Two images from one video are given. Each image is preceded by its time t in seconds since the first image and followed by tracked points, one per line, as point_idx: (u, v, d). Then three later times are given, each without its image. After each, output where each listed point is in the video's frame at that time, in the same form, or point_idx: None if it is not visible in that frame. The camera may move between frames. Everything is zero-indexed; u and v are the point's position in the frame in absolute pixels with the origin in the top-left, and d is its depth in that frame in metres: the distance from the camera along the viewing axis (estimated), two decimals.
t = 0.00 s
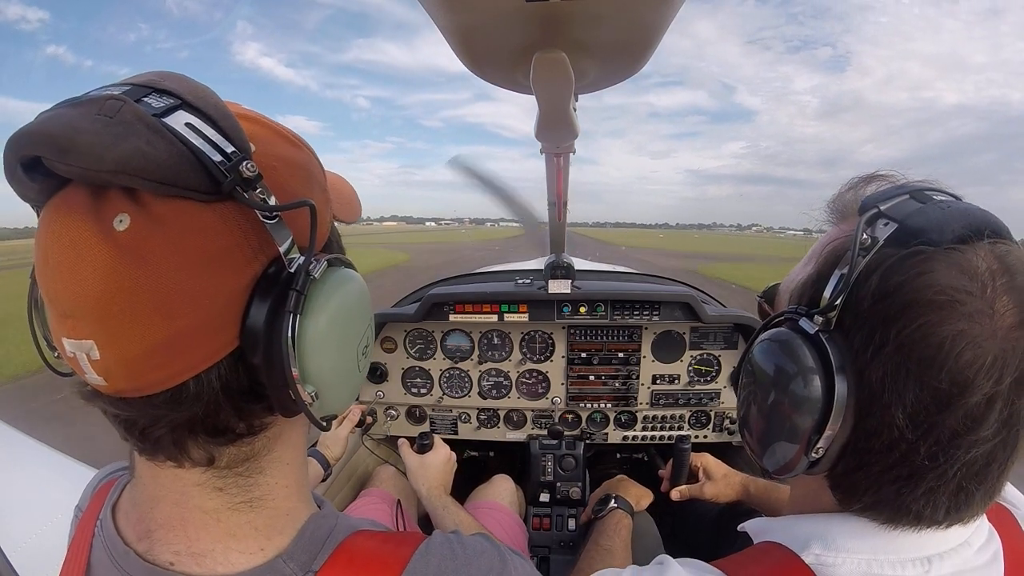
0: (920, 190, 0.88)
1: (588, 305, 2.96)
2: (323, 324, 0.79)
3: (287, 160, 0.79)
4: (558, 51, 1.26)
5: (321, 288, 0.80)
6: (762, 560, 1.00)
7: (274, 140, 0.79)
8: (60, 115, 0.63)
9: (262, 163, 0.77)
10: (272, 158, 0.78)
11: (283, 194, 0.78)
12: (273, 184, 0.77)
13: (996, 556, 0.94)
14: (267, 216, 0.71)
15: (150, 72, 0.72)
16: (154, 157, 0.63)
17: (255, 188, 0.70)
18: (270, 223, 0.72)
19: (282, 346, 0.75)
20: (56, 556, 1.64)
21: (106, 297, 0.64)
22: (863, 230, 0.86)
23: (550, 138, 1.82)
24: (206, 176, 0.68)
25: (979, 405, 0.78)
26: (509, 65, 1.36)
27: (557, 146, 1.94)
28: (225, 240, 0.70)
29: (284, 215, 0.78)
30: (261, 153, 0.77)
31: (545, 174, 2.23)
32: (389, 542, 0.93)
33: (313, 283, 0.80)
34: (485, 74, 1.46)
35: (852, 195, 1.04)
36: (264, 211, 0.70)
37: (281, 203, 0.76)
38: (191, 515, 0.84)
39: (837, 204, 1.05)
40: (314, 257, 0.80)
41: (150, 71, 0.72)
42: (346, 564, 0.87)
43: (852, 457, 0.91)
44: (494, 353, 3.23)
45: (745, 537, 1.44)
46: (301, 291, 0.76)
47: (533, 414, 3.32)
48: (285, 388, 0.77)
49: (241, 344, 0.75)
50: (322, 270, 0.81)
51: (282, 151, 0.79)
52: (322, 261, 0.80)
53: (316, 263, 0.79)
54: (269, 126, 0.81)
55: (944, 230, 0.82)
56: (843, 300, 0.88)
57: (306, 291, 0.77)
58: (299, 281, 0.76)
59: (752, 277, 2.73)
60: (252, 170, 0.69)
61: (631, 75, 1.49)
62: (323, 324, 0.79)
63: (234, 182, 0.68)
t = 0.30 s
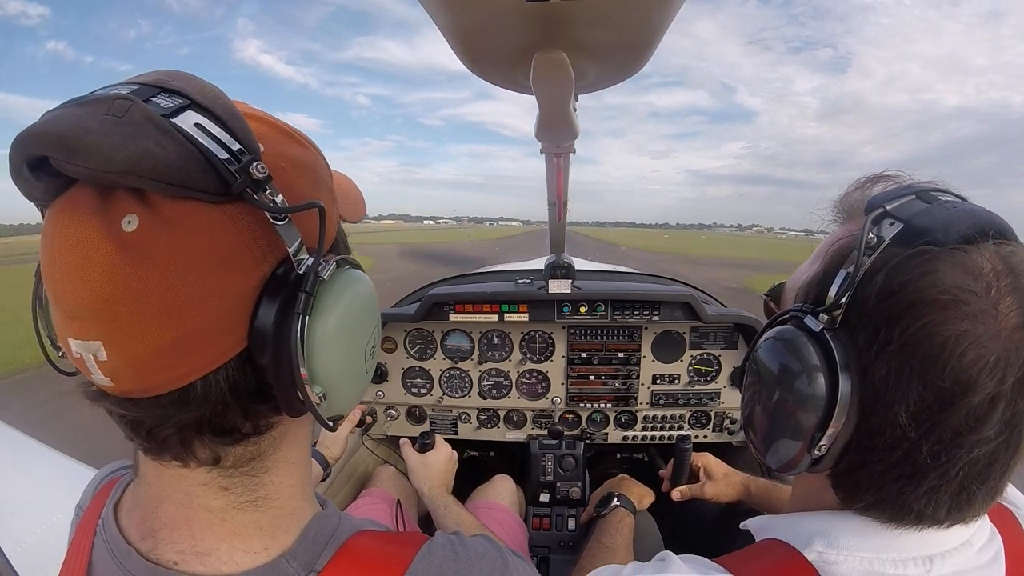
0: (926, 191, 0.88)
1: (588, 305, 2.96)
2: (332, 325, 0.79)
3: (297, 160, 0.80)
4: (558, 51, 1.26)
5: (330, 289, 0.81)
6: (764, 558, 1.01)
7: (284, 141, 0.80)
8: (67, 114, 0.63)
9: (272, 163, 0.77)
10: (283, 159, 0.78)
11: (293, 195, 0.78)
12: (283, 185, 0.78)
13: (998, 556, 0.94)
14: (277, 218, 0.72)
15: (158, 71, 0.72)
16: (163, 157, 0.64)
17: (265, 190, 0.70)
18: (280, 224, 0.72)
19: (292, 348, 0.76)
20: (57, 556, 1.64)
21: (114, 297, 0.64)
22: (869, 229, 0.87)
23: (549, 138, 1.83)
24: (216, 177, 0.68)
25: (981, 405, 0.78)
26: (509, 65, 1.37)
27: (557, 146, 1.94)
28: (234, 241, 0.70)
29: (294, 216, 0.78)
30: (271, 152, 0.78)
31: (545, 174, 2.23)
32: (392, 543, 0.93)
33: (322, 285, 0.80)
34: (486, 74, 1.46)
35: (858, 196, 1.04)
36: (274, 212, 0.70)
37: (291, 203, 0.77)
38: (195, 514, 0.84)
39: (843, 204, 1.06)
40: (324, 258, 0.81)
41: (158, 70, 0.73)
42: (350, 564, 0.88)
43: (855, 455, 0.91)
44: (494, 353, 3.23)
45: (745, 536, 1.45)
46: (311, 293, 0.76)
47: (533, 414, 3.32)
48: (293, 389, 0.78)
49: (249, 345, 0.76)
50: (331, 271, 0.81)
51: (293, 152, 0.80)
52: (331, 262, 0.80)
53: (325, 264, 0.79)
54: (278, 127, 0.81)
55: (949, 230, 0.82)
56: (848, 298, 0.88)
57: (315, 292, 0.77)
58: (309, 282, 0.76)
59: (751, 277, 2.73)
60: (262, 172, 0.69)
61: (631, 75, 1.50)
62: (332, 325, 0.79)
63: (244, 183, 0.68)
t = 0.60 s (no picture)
0: (925, 192, 0.88)
1: (588, 305, 2.96)
2: (338, 331, 0.79)
3: (303, 163, 0.80)
4: (557, 51, 1.26)
5: (336, 293, 0.81)
6: (767, 561, 1.01)
7: (290, 143, 0.80)
8: (73, 115, 0.63)
9: (278, 166, 0.77)
10: (289, 162, 0.78)
11: (300, 198, 0.78)
12: (290, 188, 0.77)
13: (1001, 558, 0.94)
14: (284, 222, 0.71)
15: (164, 71, 0.72)
16: (170, 160, 0.64)
17: (272, 194, 0.70)
18: (288, 229, 0.72)
19: (298, 353, 0.75)
20: (57, 557, 1.64)
21: (119, 299, 0.64)
22: (868, 229, 0.87)
23: (549, 138, 1.83)
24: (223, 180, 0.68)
25: (982, 403, 0.78)
26: (509, 65, 1.37)
27: (557, 146, 1.94)
28: (240, 244, 0.70)
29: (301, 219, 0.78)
30: (277, 155, 0.78)
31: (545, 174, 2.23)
32: (395, 545, 0.93)
33: (328, 289, 0.80)
34: (485, 74, 1.46)
35: (858, 199, 1.04)
36: (282, 217, 0.70)
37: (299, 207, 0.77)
38: (199, 517, 0.84)
39: (844, 206, 1.06)
40: (330, 263, 0.81)
41: (164, 70, 0.72)
42: (353, 567, 0.88)
43: (857, 455, 0.91)
44: (494, 353, 3.23)
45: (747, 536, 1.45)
46: (317, 297, 0.76)
47: (533, 414, 3.32)
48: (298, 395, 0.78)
49: (255, 349, 0.76)
50: (337, 275, 0.81)
51: (299, 155, 0.80)
52: (337, 266, 0.80)
53: (331, 268, 0.79)
54: (283, 129, 0.81)
55: (948, 230, 0.82)
56: (848, 299, 0.88)
57: (321, 297, 0.77)
58: (315, 287, 0.76)
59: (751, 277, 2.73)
60: (269, 176, 0.69)
61: (631, 75, 1.49)
62: (338, 330, 0.79)
63: (250, 187, 0.68)
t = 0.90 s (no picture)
0: (917, 190, 0.88)
1: (588, 305, 2.96)
2: (337, 330, 0.79)
3: (303, 163, 0.80)
4: (558, 51, 1.26)
5: (335, 292, 0.81)
6: (764, 560, 1.01)
7: (290, 141, 0.80)
8: (73, 114, 0.63)
9: (279, 164, 0.78)
10: (290, 161, 0.79)
11: (301, 197, 0.78)
12: (290, 187, 0.78)
13: (999, 556, 0.94)
14: (284, 221, 0.72)
15: (165, 70, 0.72)
16: (171, 158, 0.64)
17: (272, 193, 0.70)
18: (287, 227, 0.72)
19: (297, 351, 0.76)
20: (57, 557, 1.64)
21: (119, 298, 0.64)
22: (861, 228, 0.87)
23: (549, 138, 1.83)
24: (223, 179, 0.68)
25: (976, 397, 0.78)
26: (509, 65, 1.37)
27: (557, 146, 1.95)
28: (240, 243, 0.70)
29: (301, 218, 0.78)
30: (278, 154, 0.78)
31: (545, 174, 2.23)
32: (394, 544, 0.93)
33: (328, 288, 0.80)
34: (486, 74, 1.46)
35: (853, 200, 1.04)
36: (281, 216, 0.70)
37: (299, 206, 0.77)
38: (198, 515, 0.84)
39: (838, 207, 1.06)
40: (330, 262, 0.81)
41: (165, 69, 0.73)
42: (352, 565, 0.88)
43: (853, 451, 0.91)
44: (494, 353, 3.24)
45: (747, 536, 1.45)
46: (317, 296, 0.76)
47: (533, 414, 3.32)
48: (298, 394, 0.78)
49: (255, 347, 0.76)
50: (337, 274, 0.81)
51: (299, 154, 0.80)
52: (337, 265, 0.81)
53: (331, 266, 0.80)
54: (283, 127, 0.81)
55: (939, 227, 0.83)
56: (841, 297, 0.89)
57: (321, 295, 0.78)
58: (315, 285, 0.76)
59: (751, 277, 2.74)
60: (270, 174, 0.69)
61: (631, 75, 1.50)
62: (337, 329, 0.79)
63: (251, 186, 0.68)
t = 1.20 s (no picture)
0: (912, 192, 0.89)
1: (588, 305, 2.96)
2: (334, 329, 0.79)
3: (299, 163, 0.80)
4: (558, 51, 1.26)
5: (332, 290, 0.81)
6: (764, 559, 1.01)
7: (287, 142, 0.80)
8: (70, 115, 0.63)
9: (275, 165, 0.78)
10: (286, 161, 0.79)
11: (298, 196, 0.79)
12: (287, 186, 0.78)
13: (997, 556, 0.94)
14: (281, 220, 0.72)
15: (162, 72, 0.73)
16: (168, 159, 0.64)
17: (269, 192, 0.70)
18: (285, 226, 0.72)
19: (296, 348, 0.76)
20: (57, 557, 1.64)
21: (117, 298, 0.64)
22: (856, 230, 0.87)
23: (550, 138, 1.83)
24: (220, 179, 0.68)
25: (971, 399, 0.78)
26: (509, 65, 1.37)
27: (558, 146, 1.94)
28: (237, 243, 0.70)
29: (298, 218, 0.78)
30: (274, 154, 0.78)
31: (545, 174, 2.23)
32: (393, 544, 0.93)
33: (325, 286, 0.80)
34: (486, 74, 1.46)
35: (848, 200, 1.04)
36: (278, 215, 0.70)
37: (295, 206, 0.77)
38: (197, 515, 0.84)
39: (833, 208, 1.06)
40: (327, 260, 0.81)
41: (161, 71, 0.73)
42: (351, 565, 0.88)
43: (848, 452, 0.91)
44: (494, 353, 3.24)
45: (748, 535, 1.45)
46: (314, 295, 0.77)
47: (533, 414, 3.32)
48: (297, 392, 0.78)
49: (252, 347, 0.76)
50: (334, 272, 0.81)
51: (295, 154, 0.80)
52: (334, 264, 0.81)
53: (328, 265, 0.80)
54: (279, 127, 0.81)
55: (934, 228, 0.83)
56: (836, 299, 0.88)
57: (318, 294, 0.78)
58: (311, 284, 0.76)
59: (751, 277, 2.74)
60: (266, 174, 0.69)
61: (631, 75, 1.50)
62: (334, 327, 0.79)
63: (247, 185, 0.68)
